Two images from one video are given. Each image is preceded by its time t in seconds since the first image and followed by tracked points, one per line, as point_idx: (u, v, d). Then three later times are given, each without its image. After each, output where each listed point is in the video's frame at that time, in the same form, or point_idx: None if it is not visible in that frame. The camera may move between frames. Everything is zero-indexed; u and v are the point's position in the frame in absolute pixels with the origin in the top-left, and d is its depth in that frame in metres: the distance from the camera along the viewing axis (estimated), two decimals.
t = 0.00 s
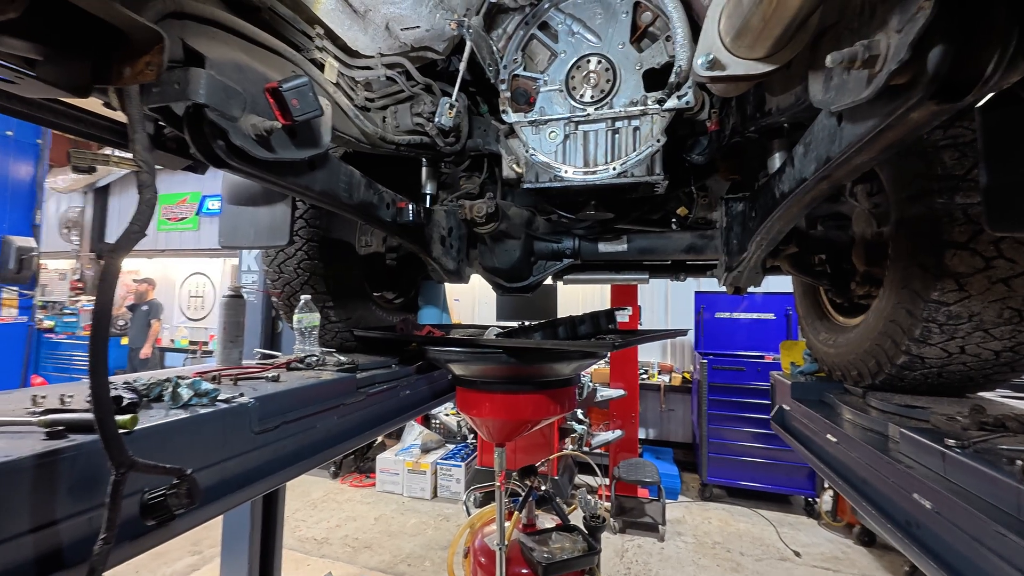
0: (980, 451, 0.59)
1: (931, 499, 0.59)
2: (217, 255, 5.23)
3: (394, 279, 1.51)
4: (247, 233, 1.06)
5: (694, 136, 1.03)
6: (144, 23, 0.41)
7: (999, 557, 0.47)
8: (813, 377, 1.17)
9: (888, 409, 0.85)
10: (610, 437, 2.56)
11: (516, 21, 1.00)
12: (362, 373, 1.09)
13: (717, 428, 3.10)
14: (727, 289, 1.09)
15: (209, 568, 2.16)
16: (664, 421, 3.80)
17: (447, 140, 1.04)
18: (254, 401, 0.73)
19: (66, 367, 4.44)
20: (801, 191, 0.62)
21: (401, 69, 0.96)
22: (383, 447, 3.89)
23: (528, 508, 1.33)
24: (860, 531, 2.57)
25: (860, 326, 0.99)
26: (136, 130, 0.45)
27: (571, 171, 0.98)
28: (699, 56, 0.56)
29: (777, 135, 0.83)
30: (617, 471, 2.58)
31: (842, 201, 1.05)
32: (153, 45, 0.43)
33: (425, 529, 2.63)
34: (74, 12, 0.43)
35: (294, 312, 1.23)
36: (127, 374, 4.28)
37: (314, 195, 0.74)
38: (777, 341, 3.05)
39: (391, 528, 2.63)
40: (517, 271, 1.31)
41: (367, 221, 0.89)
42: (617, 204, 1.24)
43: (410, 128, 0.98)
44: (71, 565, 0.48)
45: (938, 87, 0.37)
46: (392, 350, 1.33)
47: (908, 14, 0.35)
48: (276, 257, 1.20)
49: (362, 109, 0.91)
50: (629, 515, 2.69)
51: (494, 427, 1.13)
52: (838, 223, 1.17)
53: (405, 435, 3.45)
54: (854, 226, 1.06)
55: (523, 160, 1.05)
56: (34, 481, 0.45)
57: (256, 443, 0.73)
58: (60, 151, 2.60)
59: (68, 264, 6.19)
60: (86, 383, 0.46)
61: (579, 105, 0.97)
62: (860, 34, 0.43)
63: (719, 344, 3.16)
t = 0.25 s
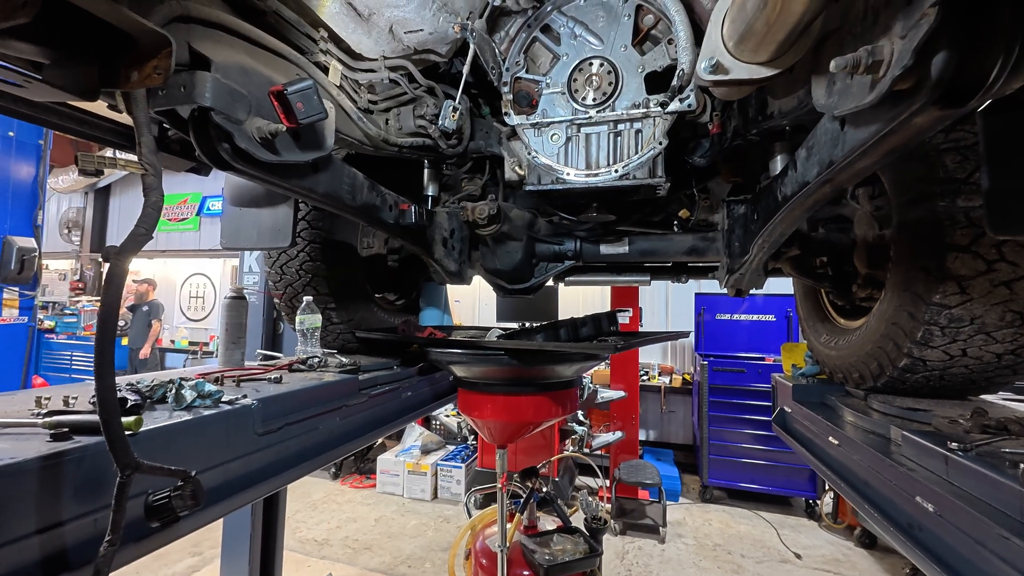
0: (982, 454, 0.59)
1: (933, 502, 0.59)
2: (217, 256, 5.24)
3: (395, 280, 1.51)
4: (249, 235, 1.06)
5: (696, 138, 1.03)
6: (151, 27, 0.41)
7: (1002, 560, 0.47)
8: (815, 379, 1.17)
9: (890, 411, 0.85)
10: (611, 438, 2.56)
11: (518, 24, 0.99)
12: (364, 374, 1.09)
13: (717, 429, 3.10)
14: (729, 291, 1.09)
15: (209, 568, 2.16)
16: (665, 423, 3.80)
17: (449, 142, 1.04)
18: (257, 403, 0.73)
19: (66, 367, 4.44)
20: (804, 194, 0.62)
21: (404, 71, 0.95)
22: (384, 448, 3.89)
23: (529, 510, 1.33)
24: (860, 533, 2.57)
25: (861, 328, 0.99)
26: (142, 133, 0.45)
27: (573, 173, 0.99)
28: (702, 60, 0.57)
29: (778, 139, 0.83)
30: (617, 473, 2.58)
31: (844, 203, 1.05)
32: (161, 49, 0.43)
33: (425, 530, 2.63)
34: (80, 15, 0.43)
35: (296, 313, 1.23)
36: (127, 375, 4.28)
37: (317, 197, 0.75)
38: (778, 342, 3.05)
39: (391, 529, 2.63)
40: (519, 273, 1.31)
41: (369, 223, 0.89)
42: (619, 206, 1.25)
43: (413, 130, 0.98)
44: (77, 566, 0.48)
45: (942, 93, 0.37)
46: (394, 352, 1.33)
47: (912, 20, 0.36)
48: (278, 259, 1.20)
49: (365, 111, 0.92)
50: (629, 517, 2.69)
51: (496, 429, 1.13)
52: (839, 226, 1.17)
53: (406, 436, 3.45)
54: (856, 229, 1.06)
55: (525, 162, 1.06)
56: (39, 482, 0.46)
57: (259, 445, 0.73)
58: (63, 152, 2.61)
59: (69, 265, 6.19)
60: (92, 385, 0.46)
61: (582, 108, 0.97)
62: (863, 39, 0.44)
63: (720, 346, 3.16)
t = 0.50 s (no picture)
0: (990, 452, 0.59)
1: (941, 500, 0.58)
2: (218, 255, 5.23)
3: (397, 279, 1.51)
4: (251, 233, 1.06)
5: (699, 135, 1.02)
6: (154, 19, 0.41)
7: (1011, 557, 0.47)
8: (818, 377, 1.17)
9: (895, 410, 0.85)
10: (612, 437, 2.55)
11: (520, 20, 0.98)
12: (366, 372, 1.09)
13: (718, 429, 3.09)
14: (732, 289, 1.09)
15: (210, 568, 2.16)
16: (666, 422, 3.79)
17: (452, 139, 1.02)
18: (259, 401, 0.73)
19: (66, 367, 4.44)
20: (809, 189, 0.62)
21: (406, 68, 0.95)
22: (384, 447, 3.89)
23: (531, 509, 1.32)
24: (862, 532, 2.56)
25: (865, 326, 0.99)
26: (144, 127, 0.45)
27: (576, 171, 0.98)
28: (708, 55, 0.56)
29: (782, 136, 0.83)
30: (619, 472, 2.58)
31: (847, 201, 1.05)
32: (163, 41, 0.43)
33: (426, 530, 2.62)
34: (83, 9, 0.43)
35: (297, 311, 1.23)
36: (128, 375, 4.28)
37: (320, 194, 0.74)
38: (779, 342, 3.04)
39: (393, 529, 2.63)
40: (521, 271, 1.32)
41: (371, 221, 0.89)
42: (621, 204, 1.24)
43: (415, 127, 0.97)
44: (78, 564, 0.47)
45: (953, 84, 0.37)
46: (395, 350, 1.32)
47: (924, 10, 0.35)
48: (280, 257, 1.20)
49: (367, 107, 0.92)
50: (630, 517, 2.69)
51: (498, 427, 1.12)
52: (843, 223, 1.16)
53: (406, 436, 3.45)
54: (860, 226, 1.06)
55: (528, 160, 1.04)
56: (41, 479, 0.45)
57: (261, 442, 0.73)
58: (64, 152, 2.61)
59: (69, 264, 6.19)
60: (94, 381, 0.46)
61: (584, 105, 0.96)
62: (872, 31, 0.43)
63: (721, 345, 3.15)
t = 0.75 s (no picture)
0: (994, 451, 0.58)
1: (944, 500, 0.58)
2: (217, 255, 5.23)
3: (396, 278, 1.51)
4: (248, 232, 1.05)
5: (699, 133, 1.02)
6: (146, 14, 0.40)
7: (1017, 558, 0.46)
8: (820, 376, 1.16)
9: (897, 409, 0.84)
10: (613, 437, 2.55)
11: (519, 17, 0.98)
12: (364, 372, 1.08)
13: (719, 428, 3.09)
14: (733, 288, 1.09)
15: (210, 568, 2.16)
16: (666, 421, 3.79)
17: (450, 138, 1.03)
18: (256, 401, 0.72)
19: (67, 367, 4.43)
20: (811, 186, 0.61)
21: (404, 66, 0.94)
22: (385, 447, 3.89)
23: (531, 509, 1.32)
24: (864, 532, 2.55)
25: (867, 324, 0.98)
26: (138, 124, 0.44)
27: (576, 169, 0.97)
28: (708, 49, 0.55)
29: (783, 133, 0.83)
30: (619, 472, 2.57)
31: (848, 199, 1.04)
32: (155, 36, 0.42)
33: (426, 530, 2.62)
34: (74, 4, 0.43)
35: (295, 311, 1.22)
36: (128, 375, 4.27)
37: (317, 192, 0.74)
38: (780, 341, 3.03)
39: (393, 529, 2.62)
40: (520, 271, 1.30)
41: (370, 220, 0.88)
42: (621, 203, 1.24)
43: (413, 125, 0.96)
44: (72, 566, 0.47)
45: (959, 77, 0.36)
46: (395, 350, 1.32)
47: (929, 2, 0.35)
48: (278, 256, 1.19)
49: (364, 105, 0.89)
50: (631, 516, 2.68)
51: (497, 427, 1.12)
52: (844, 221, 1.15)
53: (407, 436, 3.44)
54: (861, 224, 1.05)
55: (527, 157, 1.04)
56: (34, 480, 0.45)
57: (259, 443, 0.72)
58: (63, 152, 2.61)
59: (69, 265, 6.19)
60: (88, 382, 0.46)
61: (583, 102, 0.96)
62: (876, 24, 0.43)
63: (722, 345, 3.14)
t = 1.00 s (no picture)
0: (989, 447, 0.59)
1: (940, 495, 0.58)
2: (218, 255, 5.23)
3: (395, 277, 1.51)
4: (248, 231, 1.05)
5: (697, 132, 1.02)
6: (146, 13, 0.41)
7: (1010, 552, 0.47)
8: (818, 374, 1.17)
9: (894, 406, 0.84)
10: (613, 436, 2.55)
11: (517, 17, 0.98)
12: (364, 370, 1.09)
13: (719, 427, 3.09)
14: (730, 286, 1.09)
15: (210, 567, 2.16)
16: (666, 421, 3.79)
17: (449, 137, 1.03)
18: (256, 398, 0.73)
19: (67, 367, 4.44)
20: (807, 184, 0.61)
21: (402, 65, 0.94)
22: (385, 447, 3.89)
23: (530, 507, 1.32)
24: (863, 531, 2.55)
25: (865, 322, 0.99)
26: (138, 123, 0.45)
27: (574, 168, 0.98)
28: (704, 48, 0.56)
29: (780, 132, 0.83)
30: (619, 471, 2.58)
31: (846, 197, 1.05)
32: (155, 35, 0.43)
33: (426, 529, 2.62)
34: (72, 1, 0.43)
35: (295, 310, 1.22)
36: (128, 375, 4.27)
37: (317, 191, 0.74)
38: (779, 340, 3.04)
39: (393, 528, 2.63)
40: (519, 269, 1.30)
41: (368, 218, 0.89)
42: (619, 202, 1.24)
43: (412, 124, 0.96)
44: (72, 561, 0.47)
45: (950, 74, 0.36)
46: (394, 348, 1.32)
47: None
48: (278, 255, 1.19)
49: (363, 104, 0.92)
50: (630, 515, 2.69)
51: (497, 425, 1.12)
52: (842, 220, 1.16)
53: (407, 435, 3.44)
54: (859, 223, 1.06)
55: (525, 156, 1.05)
56: (34, 476, 0.45)
57: (259, 440, 0.73)
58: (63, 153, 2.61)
59: (70, 265, 6.19)
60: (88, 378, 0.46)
61: (581, 101, 0.96)
62: (869, 22, 0.43)
63: (722, 344, 3.14)
